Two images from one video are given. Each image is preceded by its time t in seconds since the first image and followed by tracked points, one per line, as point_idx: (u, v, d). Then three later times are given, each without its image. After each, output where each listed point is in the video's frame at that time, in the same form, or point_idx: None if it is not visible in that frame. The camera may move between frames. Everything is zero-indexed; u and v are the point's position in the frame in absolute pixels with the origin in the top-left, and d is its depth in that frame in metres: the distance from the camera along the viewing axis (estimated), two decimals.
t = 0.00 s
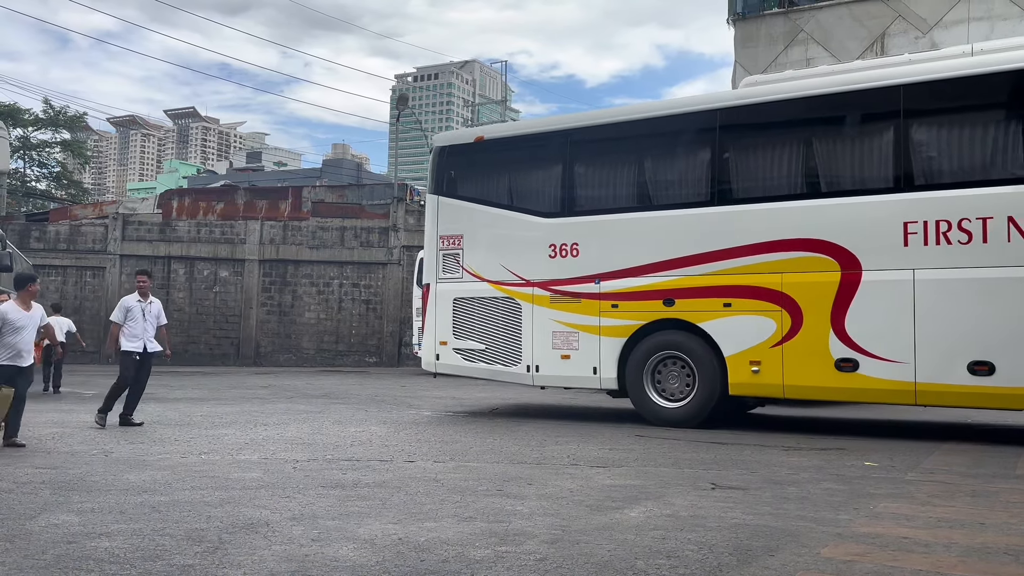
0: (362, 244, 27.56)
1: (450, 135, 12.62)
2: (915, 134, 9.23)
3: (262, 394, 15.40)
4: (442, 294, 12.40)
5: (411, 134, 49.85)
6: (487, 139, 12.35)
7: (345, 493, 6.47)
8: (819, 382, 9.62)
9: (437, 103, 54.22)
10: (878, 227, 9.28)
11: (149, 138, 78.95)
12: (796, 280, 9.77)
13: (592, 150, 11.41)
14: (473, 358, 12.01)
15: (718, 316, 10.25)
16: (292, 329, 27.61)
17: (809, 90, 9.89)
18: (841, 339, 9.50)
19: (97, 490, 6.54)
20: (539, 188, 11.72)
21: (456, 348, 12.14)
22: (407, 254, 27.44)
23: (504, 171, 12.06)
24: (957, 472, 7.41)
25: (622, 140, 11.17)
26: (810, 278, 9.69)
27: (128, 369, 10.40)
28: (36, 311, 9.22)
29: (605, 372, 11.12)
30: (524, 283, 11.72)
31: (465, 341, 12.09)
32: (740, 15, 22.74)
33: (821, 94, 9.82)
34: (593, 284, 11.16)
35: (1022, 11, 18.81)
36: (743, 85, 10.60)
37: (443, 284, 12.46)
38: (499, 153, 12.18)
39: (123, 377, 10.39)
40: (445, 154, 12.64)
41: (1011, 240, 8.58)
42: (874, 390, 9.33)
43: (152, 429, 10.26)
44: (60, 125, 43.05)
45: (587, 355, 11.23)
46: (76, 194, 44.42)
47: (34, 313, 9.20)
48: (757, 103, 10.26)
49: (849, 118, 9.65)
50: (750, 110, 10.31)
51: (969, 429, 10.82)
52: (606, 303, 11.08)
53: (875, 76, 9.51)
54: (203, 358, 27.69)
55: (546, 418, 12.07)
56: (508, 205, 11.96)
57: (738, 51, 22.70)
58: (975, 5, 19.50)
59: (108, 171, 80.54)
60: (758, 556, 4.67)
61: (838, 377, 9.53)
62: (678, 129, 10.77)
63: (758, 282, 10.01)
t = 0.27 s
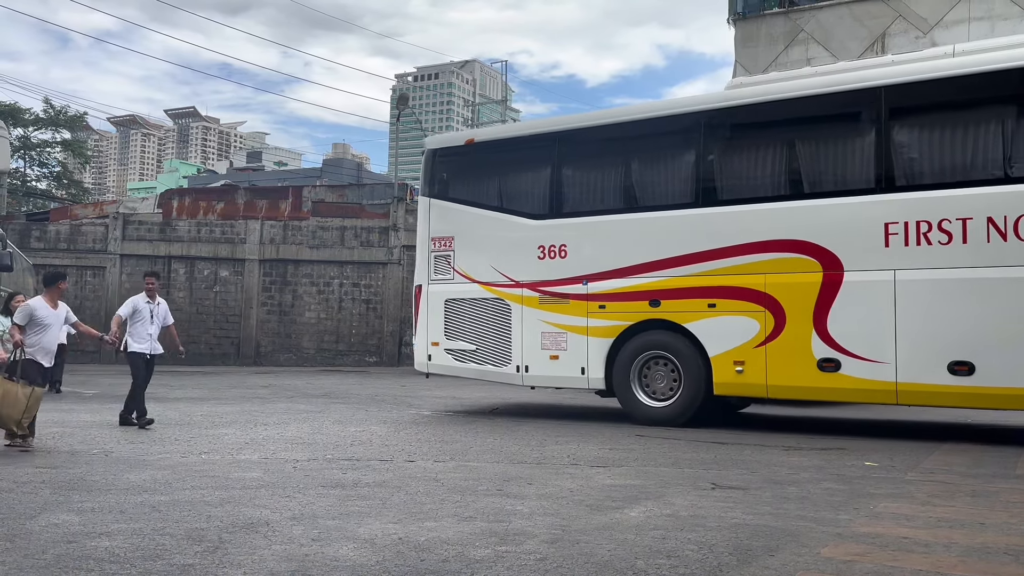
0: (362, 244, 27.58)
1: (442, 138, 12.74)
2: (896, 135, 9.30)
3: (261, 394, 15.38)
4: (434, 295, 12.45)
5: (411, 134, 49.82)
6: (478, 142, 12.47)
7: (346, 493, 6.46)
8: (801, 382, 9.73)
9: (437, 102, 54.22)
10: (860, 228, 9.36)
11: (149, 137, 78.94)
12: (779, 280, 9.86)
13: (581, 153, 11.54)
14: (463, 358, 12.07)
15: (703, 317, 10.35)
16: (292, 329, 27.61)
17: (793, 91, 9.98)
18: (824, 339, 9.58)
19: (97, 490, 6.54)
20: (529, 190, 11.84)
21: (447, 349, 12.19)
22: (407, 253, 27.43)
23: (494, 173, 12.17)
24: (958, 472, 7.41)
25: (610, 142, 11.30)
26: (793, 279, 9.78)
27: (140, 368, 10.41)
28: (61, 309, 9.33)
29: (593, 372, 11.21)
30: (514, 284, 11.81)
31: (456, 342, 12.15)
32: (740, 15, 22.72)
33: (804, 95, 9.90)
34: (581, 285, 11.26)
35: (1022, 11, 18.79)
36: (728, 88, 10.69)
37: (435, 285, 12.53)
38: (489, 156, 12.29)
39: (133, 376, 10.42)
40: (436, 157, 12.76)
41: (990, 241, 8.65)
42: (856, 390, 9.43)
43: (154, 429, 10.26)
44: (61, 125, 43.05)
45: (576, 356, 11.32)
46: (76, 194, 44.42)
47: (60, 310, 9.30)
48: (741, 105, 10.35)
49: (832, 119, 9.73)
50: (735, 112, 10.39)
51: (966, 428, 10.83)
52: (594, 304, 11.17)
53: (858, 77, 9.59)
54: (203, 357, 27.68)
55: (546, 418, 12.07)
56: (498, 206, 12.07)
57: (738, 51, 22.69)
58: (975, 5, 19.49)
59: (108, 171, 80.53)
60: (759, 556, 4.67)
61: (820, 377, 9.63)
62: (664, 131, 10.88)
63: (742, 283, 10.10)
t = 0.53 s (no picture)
0: (362, 244, 27.60)
1: (433, 141, 12.85)
2: (875, 136, 9.35)
3: (261, 394, 15.36)
4: (425, 296, 12.58)
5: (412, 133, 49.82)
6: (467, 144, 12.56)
7: (345, 493, 6.46)
8: (782, 382, 9.80)
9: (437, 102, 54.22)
10: (839, 228, 9.43)
11: (149, 137, 78.92)
12: (761, 281, 9.94)
13: (567, 154, 11.62)
14: (454, 358, 12.18)
15: (686, 317, 10.43)
16: (292, 328, 27.60)
17: (774, 93, 10.04)
18: (804, 339, 9.66)
19: (97, 489, 6.54)
20: (517, 192, 11.93)
21: (438, 349, 12.30)
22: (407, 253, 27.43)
23: (483, 175, 12.27)
24: (957, 471, 7.42)
25: (595, 144, 11.38)
26: (775, 279, 9.85)
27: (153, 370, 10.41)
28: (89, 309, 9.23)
29: (580, 372, 11.29)
30: (503, 285, 11.91)
31: (447, 342, 12.25)
32: (740, 14, 22.71)
33: (785, 97, 9.97)
34: (568, 286, 11.35)
35: (1022, 10, 18.79)
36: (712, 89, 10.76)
37: (427, 286, 12.65)
38: (479, 158, 12.39)
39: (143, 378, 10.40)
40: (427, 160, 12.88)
41: (966, 241, 8.72)
42: (835, 390, 9.48)
43: (155, 429, 10.26)
44: (61, 125, 43.04)
45: (563, 356, 11.40)
46: (76, 193, 44.41)
47: (88, 310, 9.18)
48: (724, 107, 10.41)
49: (812, 121, 9.79)
50: (717, 113, 10.45)
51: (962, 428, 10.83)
52: (581, 304, 11.27)
53: (837, 79, 9.64)
54: (204, 357, 27.66)
55: (546, 418, 12.07)
56: (487, 208, 12.16)
57: (738, 51, 22.67)
58: (975, 5, 19.49)
59: (108, 171, 80.52)
60: (758, 555, 4.66)
61: (801, 376, 9.69)
62: (648, 133, 10.95)
63: (724, 283, 10.17)
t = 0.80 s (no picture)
0: (362, 243, 27.62)
1: (424, 144, 12.98)
2: (853, 137, 9.42)
3: (261, 394, 15.34)
4: (416, 296, 12.69)
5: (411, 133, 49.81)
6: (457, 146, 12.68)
7: (345, 493, 6.46)
8: (761, 380, 9.87)
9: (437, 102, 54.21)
10: (817, 229, 9.50)
11: (149, 137, 78.91)
12: (741, 280, 10.01)
13: (553, 156, 11.71)
14: (444, 358, 12.30)
15: (668, 316, 10.51)
16: (292, 328, 27.59)
17: (755, 95, 10.13)
18: (783, 338, 9.73)
19: (97, 489, 6.53)
20: (504, 193, 12.03)
21: (429, 349, 12.43)
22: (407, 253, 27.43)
23: (472, 177, 12.38)
24: (958, 471, 7.41)
25: (581, 146, 11.48)
26: (754, 278, 9.92)
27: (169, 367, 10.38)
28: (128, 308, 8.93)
29: (566, 371, 11.36)
30: (491, 285, 11.99)
31: (437, 342, 12.37)
32: (740, 14, 22.69)
33: (765, 99, 10.05)
34: (554, 286, 11.43)
35: (1022, 10, 18.78)
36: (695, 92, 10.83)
37: (418, 286, 12.73)
38: (467, 160, 12.50)
39: (152, 378, 10.31)
40: (419, 162, 13.00)
41: (941, 241, 8.78)
42: (813, 389, 9.55)
43: (156, 429, 10.26)
44: (61, 125, 43.03)
45: (549, 355, 11.48)
46: (76, 193, 44.41)
47: (126, 308, 8.88)
48: (706, 109, 10.49)
49: (792, 122, 9.87)
50: (700, 115, 10.54)
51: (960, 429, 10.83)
52: (566, 304, 11.35)
53: (816, 80, 9.72)
54: (204, 357, 27.65)
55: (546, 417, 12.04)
56: (475, 209, 12.25)
57: (738, 50, 22.66)
58: (975, 4, 19.48)
59: (108, 171, 80.50)
60: (759, 555, 4.66)
61: (779, 375, 9.77)
62: (632, 135, 11.04)
63: (705, 283, 10.25)
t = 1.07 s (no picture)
0: (362, 243, 27.63)
1: (411, 147, 13.06)
2: (829, 138, 9.47)
3: (261, 394, 15.34)
4: (407, 297, 12.84)
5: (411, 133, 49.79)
6: (444, 149, 12.76)
7: (345, 492, 6.46)
8: (741, 379, 9.96)
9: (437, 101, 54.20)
10: (793, 229, 9.57)
11: (149, 136, 78.90)
12: (720, 280, 10.10)
13: (536, 158, 11.76)
14: (434, 358, 12.44)
15: (650, 316, 10.63)
16: (292, 328, 27.59)
17: (733, 97, 10.17)
18: (761, 337, 9.81)
19: (97, 489, 6.53)
20: (489, 195, 12.09)
21: (419, 349, 12.56)
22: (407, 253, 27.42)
23: (458, 179, 12.44)
24: (958, 470, 7.42)
25: (563, 148, 11.53)
26: (733, 278, 10.02)
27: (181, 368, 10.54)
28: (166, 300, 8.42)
29: (551, 371, 11.45)
30: (478, 287, 12.09)
31: (427, 341, 12.52)
32: (740, 14, 22.66)
33: (743, 100, 10.09)
34: (539, 287, 11.52)
35: (1022, 8, 18.77)
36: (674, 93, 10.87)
37: (409, 287, 12.89)
38: (454, 162, 12.57)
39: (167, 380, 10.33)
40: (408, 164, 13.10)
41: (915, 241, 8.86)
42: (791, 387, 9.64)
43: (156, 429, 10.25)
44: (60, 125, 43.03)
45: (535, 355, 11.56)
46: (76, 193, 44.42)
47: (165, 300, 8.34)
48: (685, 111, 10.53)
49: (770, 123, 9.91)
50: (679, 117, 10.58)
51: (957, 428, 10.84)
52: (552, 305, 11.44)
53: (794, 82, 9.75)
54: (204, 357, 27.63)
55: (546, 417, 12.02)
56: (462, 211, 12.35)
57: (738, 50, 22.63)
58: (974, 3, 19.46)
59: (108, 171, 80.48)
60: (759, 554, 4.66)
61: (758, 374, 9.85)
62: (614, 136, 11.09)
63: (685, 283, 10.35)
